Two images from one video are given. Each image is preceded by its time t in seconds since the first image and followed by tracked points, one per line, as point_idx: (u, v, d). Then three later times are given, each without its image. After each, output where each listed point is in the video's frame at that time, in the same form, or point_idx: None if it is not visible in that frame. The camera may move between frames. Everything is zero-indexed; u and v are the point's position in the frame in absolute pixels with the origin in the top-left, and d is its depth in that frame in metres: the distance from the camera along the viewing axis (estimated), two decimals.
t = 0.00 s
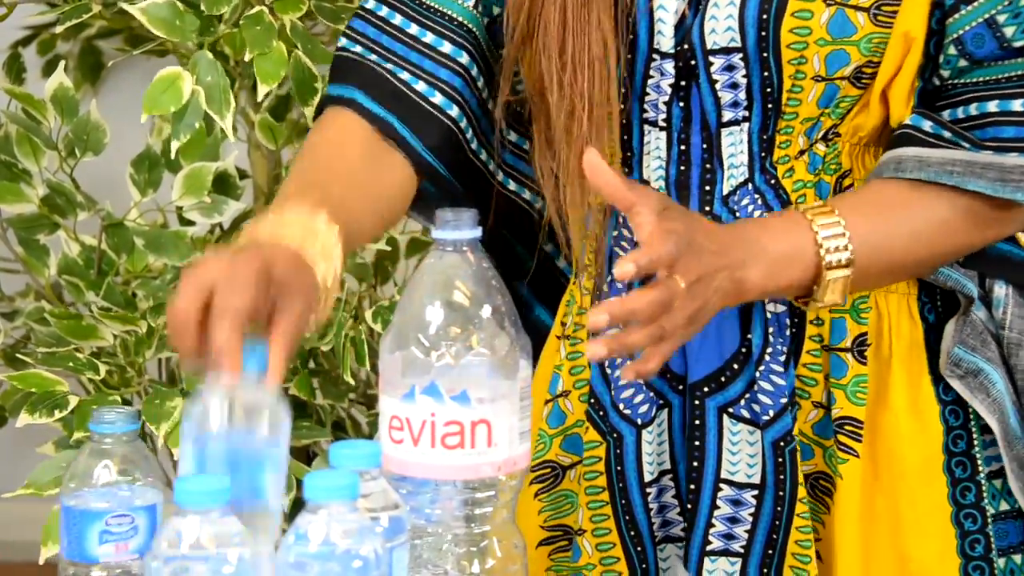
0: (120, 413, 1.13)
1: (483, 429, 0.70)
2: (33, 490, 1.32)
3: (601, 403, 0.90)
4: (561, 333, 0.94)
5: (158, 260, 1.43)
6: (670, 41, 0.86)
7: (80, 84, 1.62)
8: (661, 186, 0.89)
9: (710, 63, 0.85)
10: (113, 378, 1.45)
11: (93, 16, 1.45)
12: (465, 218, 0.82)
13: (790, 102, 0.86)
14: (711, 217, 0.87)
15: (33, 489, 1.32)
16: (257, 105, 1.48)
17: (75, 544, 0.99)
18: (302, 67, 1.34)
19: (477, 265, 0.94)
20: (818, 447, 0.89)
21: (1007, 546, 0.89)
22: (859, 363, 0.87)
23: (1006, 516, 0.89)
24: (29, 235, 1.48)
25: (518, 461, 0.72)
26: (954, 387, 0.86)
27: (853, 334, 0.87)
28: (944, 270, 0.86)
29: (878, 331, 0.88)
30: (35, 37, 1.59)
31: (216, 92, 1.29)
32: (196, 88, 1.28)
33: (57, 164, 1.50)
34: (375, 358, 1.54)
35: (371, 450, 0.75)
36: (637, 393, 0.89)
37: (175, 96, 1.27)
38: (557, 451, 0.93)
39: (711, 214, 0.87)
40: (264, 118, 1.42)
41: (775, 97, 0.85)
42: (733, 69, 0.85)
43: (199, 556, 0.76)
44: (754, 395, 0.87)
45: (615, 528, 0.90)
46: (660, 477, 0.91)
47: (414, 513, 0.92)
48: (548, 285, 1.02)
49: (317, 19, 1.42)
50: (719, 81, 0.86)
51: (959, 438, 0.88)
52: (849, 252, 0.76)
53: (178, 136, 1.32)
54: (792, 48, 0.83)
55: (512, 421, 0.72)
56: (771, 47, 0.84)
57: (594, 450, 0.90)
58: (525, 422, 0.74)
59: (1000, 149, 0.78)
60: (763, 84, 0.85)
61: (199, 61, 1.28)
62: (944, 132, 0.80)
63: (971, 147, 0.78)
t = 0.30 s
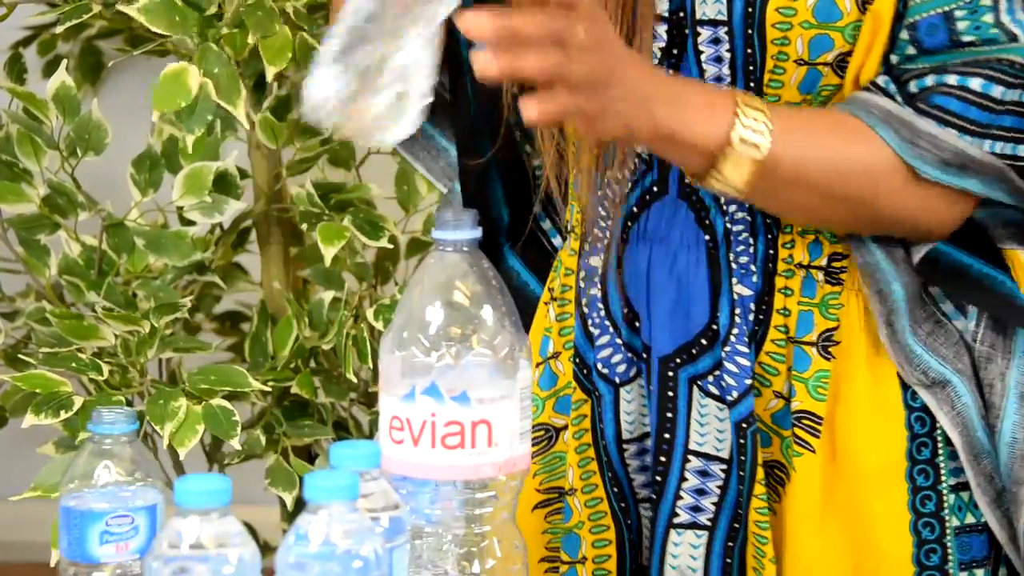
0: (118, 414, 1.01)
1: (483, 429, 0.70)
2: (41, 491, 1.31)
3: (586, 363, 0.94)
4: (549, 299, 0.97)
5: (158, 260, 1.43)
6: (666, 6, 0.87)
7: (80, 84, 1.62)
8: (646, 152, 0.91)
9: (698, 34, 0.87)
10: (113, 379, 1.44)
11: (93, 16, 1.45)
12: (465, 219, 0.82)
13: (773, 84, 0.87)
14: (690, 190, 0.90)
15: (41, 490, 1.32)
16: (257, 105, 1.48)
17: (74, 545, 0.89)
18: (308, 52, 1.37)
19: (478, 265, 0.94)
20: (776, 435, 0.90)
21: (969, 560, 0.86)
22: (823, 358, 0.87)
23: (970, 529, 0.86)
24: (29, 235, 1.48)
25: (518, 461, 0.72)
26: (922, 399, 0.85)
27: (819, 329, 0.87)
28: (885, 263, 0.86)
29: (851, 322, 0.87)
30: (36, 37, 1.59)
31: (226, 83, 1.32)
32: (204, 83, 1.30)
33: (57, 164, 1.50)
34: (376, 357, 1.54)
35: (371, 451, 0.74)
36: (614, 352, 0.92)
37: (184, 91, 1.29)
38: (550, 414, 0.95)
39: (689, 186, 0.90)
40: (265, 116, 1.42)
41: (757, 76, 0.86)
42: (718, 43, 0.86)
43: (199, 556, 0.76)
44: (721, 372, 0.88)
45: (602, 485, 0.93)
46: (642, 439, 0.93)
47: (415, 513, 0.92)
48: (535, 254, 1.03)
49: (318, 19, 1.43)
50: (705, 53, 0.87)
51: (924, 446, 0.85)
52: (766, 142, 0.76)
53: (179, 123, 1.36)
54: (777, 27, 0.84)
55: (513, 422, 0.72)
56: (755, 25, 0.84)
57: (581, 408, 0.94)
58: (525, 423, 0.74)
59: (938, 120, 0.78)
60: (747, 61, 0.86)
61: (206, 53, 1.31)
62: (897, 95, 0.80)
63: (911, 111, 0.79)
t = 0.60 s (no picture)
0: (114, 413, 1.00)
1: (483, 429, 0.70)
2: (41, 490, 1.32)
3: (579, 352, 0.95)
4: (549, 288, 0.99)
5: (159, 260, 1.43)
6: None
7: (81, 84, 1.62)
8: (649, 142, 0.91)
9: (709, 22, 0.86)
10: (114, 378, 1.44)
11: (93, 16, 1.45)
12: (464, 220, 0.81)
13: (780, 76, 0.86)
14: (683, 177, 0.91)
15: (42, 488, 1.33)
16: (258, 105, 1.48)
17: (72, 545, 0.90)
18: (314, 69, 1.37)
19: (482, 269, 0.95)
20: (754, 428, 0.89)
21: (942, 569, 0.84)
22: (805, 356, 0.85)
23: (945, 539, 0.84)
24: (29, 235, 1.48)
25: (517, 462, 0.72)
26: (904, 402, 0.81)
27: (804, 326, 0.85)
28: (909, 264, 0.82)
29: (839, 322, 0.85)
30: (36, 38, 1.59)
31: (236, 105, 1.33)
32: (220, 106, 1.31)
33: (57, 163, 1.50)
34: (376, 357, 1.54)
35: (371, 451, 0.74)
36: (604, 342, 0.93)
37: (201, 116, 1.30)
38: (542, 404, 0.95)
39: (683, 174, 0.91)
40: (265, 116, 1.42)
41: (765, 67, 0.85)
42: (730, 32, 0.85)
43: (199, 556, 0.77)
44: (701, 362, 0.88)
45: (595, 476, 0.94)
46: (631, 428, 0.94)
47: (415, 513, 0.90)
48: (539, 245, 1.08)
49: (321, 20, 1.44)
50: (715, 42, 0.86)
51: (902, 451, 0.82)
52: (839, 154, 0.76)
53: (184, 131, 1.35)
54: (789, 19, 0.83)
55: (512, 422, 0.71)
56: (769, 16, 0.84)
57: (574, 398, 0.95)
58: (525, 423, 0.74)
59: (1001, 141, 0.76)
60: (757, 51, 0.85)
61: (219, 75, 1.33)
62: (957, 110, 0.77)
63: (973, 129, 0.76)
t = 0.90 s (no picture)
0: (113, 414, 1.00)
1: (483, 429, 0.70)
2: (39, 491, 1.32)
3: (592, 352, 0.94)
4: (563, 287, 0.98)
5: (158, 260, 1.43)
6: None
7: (81, 84, 1.62)
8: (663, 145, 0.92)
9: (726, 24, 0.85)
10: (114, 378, 1.45)
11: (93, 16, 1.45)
12: (464, 220, 0.81)
13: (799, 79, 0.84)
14: (701, 179, 0.91)
15: (37, 488, 1.32)
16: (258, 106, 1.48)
17: (72, 545, 0.89)
18: (295, 62, 1.34)
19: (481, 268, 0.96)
20: (772, 430, 0.88)
21: (959, 568, 0.84)
22: (825, 357, 0.85)
23: (962, 538, 0.83)
24: (30, 236, 1.48)
25: (519, 461, 0.72)
26: (922, 402, 0.81)
27: (823, 327, 0.85)
28: (927, 265, 0.82)
29: (858, 324, 0.84)
30: (36, 38, 1.59)
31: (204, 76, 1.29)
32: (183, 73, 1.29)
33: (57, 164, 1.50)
34: (376, 358, 1.53)
35: (372, 451, 0.74)
36: (619, 343, 0.92)
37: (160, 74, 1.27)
38: (561, 406, 0.96)
39: (701, 176, 0.91)
40: (266, 117, 1.42)
41: (783, 70, 0.85)
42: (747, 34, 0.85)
43: (200, 556, 0.77)
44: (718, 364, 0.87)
45: (608, 478, 0.94)
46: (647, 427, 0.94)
47: (417, 514, 0.92)
48: (549, 252, 1.11)
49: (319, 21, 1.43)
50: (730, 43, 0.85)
51: (920, 451, 0.82)
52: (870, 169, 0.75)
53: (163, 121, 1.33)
54: (809, 22, 0.82)
55: (513, 422, 0.72)
56: (788, 17, 0.83)
57: (587, 399, 0.94)
58: (526, 423, 0.74)
59: None
60: (775, 55, 0.84)
61: (189, 45, 1.28)
62: (990, 116, 0.75)
63: (1006, 135, 0.75)
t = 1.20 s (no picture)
0: (115, 414, 1.00)
1: (486, 429, 0.70)
2: (43, 491, 1.32)
3: (595, 351, 0.94)
4: (567, 287, 0.99)
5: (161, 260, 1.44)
6: None
7: (85, 84, 1.62)
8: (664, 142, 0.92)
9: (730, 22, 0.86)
10: (117, 378, 1.45)
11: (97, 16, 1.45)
12: (467, 220, 0.81)
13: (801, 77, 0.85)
14: (703, 177, 0.90)
15: (43, 490, 1.32)
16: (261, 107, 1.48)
17: (72, 546, 0.88)
18: (299, 67, 1.34)
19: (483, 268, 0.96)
20: (772, 428, 0.88)
21: (958, 569, 0.83)
22: (825, 356, 0.85)
23: (959, 539, 0.83)
24: (33, 236, 1.48)
25: (521, 461, 0.73)
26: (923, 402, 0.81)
27: (823, 326, 0.85)
28: (933, 262, 0.81)
29: (859, 323, 0.84)
30: (39, 38, 1.59)
31: (210, 91, 1.28)
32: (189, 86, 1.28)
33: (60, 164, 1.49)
34: (379, 358, 1.53)
35: (375, 451, 0.74)
36: (622, 341, 0.93)
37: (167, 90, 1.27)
38: (567, 404, 0.97)
39: (703, 174, 0.90)
40: (269, 117, 1.42)
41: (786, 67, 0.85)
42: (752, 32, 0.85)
43: (202, 556, 0.77)
44: (718, 362, 0.88)
45: (614, 475, 0.94)
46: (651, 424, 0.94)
47: (418, 514, 0.91)
48: (552, 249, 1.10)
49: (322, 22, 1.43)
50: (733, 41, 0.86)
51: (920, 451, 0.82)
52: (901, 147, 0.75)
53: (168, 135, 1.31)
54: (812, 20, 0.83)
55: (515, 423, 0.72)
56: (792, 16, 0.84)
57: (592, 396, 0.94)
58: (528, 423, 0.74)
59: None
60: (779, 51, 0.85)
61: (195, 59, 1.28)
62: (1004, 106, 0.76)
63: (1015, 127, 0.76)
